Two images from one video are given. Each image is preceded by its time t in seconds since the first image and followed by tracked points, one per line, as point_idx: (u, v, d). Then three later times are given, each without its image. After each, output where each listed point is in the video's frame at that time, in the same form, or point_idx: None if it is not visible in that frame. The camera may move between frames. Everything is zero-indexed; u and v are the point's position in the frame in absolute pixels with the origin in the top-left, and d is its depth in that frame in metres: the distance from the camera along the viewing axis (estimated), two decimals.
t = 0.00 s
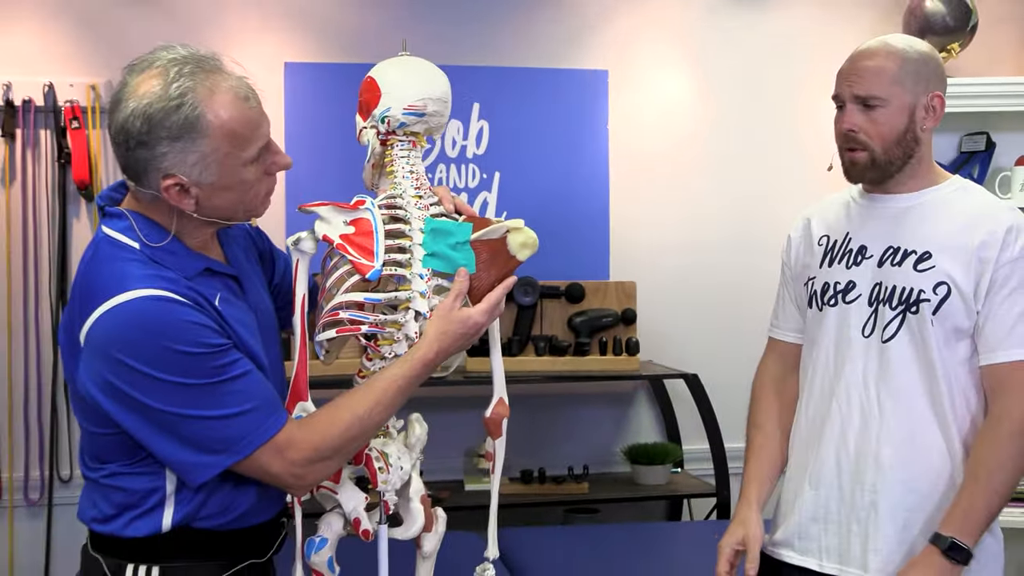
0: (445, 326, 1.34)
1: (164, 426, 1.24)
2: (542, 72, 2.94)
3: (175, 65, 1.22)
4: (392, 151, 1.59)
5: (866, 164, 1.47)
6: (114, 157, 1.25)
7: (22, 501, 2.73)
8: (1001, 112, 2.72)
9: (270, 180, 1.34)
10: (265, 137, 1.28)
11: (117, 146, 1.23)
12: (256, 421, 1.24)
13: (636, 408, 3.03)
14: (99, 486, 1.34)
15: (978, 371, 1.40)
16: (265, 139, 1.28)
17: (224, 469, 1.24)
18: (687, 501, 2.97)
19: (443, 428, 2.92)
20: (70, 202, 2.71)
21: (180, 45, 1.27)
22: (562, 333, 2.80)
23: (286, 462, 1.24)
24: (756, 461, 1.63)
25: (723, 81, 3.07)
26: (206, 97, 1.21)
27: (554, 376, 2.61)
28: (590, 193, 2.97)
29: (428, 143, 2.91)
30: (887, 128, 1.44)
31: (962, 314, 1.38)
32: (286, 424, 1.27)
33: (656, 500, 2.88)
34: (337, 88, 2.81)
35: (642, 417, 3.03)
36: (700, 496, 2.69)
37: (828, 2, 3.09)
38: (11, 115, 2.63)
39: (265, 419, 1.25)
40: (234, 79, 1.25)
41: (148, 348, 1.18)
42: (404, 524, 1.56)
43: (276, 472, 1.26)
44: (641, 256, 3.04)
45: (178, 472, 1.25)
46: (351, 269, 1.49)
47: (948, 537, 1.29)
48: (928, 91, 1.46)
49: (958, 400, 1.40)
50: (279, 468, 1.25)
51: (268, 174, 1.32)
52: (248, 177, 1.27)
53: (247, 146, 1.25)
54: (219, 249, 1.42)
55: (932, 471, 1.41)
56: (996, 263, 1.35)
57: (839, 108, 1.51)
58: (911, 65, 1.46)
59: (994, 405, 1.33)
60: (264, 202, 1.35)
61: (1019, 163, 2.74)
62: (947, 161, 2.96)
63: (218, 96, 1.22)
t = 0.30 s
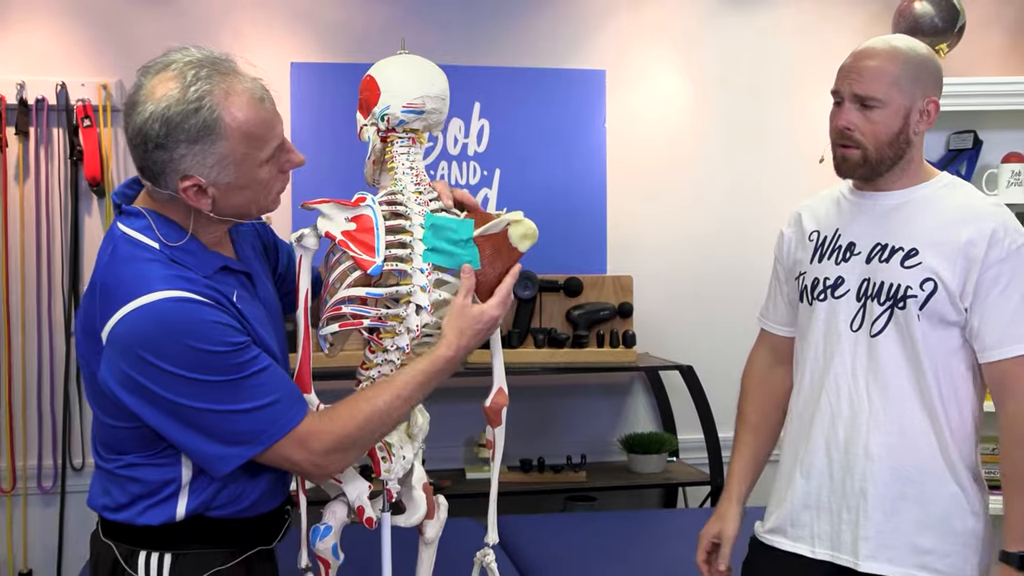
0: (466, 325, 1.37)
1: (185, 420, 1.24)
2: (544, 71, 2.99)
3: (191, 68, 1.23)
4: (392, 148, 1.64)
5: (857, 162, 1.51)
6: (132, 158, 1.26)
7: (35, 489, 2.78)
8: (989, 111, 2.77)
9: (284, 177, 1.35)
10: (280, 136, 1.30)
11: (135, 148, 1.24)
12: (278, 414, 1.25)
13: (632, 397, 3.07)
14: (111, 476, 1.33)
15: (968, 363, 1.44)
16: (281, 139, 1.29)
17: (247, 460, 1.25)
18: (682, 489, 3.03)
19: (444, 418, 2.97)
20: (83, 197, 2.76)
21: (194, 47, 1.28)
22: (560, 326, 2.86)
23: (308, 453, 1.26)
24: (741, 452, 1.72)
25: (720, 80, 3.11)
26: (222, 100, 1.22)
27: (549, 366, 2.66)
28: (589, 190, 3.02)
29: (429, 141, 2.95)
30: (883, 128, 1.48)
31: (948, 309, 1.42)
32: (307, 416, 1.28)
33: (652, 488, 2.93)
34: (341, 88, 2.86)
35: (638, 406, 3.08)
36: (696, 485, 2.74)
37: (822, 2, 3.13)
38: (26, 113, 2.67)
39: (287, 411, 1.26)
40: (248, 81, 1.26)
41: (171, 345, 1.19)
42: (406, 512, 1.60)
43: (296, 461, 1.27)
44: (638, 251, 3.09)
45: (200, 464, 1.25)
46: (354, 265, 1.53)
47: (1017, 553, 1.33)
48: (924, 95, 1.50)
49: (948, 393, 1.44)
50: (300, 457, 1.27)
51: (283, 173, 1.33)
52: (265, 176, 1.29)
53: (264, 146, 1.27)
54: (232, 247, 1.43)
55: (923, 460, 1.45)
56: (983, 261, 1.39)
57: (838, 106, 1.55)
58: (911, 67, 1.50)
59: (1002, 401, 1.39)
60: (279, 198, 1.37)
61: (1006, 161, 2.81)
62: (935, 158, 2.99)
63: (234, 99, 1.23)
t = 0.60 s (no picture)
0: (464, 318, 1.41)
1: (196, 419, 1.26)
2: (545, 69, 3.01)
3: (213, 80, 1.22)
4: (398, 145, 1.65)
5: (858, 159, 1.53)
6: (149, 165, 1.26)
7: (41, 482, 2.80)
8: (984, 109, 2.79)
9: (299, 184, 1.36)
10: (298, 147, 1.30)
11: (154, 158, 1.24)
12: (288, 413, 1.27)
13: (631, 391, 3.10)
14: (118, 471, 1.34)
15: (965, 362, 1.46)
16: (299, 150, 1.30)
17: (256, 458, 1.27)
18: (680, 483, 3.05)
19: (445, 413, 2.99)
20: (87, 194, 2.78)
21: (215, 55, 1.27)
22: (558, 321, 2.89)
23: (314, 451, 1.28)
24: (741, 443, 1.75)
25: (718, 79, 3.13)
26: (245, 115, 1.22)
27: (549, 361, 2.69)
28: (590, 188, 3.04)
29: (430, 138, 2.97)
30: (884, 128, 1.50)
31: (947, 308, 1.44)
32: (314, 416, 1.29)
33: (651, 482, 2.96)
34: (344, 86, 2.88)
35: (637, 400, 3.10)
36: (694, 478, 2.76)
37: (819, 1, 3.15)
38: (31, 111, 2.69)
39: (296, 410, 1.27)
40: (270, 93, 1.26)
41: (184, 346, 1.20)
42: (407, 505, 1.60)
43: (301, 460, 1.29)
44: (638, 248, 3.11)
45: (209, 461, 1.27)
46: (358, 260, 1.54)
47: (1001, 545, 1.34)
48: (926, 95, 1.52)
49: (945, 392, 1.46)
50: (306, 456, 1.29)
51: (298, 179, 1.34)
52: (282, 185, 1.30)
53: (283, 158, 1.27)
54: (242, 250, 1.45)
55: (919, 456, 1.47)
56: (982, 262, 1.41)
57: (840, 104, 1.57)
58: (914, 67, 1.51)
59: (992, 400, 1.40)
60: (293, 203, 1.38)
61: (1000, 158, 2.84)
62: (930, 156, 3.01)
63: (258, 114, 1.23)
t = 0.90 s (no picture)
0: (461, 313, 1.41)
1: (197, 418, 1.27)
2: (545, 70, 3.02)
3: (223, 89, 1.23)
4: (399, 145, 1.67)
5: (859, 159, 1.54)
6: (157, 171, 1.27)
7: (44, 479, 2.81)
8: (981, 109, 2.80)
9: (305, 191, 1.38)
10: (305, 155, 1.31)
11: (162, 164, 1.25)
12: (287, 412, 1.28)
13: (630, 390, 3.11)
14: (117, 468, 1.35)
15: (961, 360, 1.47)
16: (306, 158, 1.31)
17: (255, 457, 1.28)
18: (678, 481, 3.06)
19: (445, 412, 3.00)
20: (90, 193, 2.79)
21: (225, 64, 1.28)
22: (558, 320, 2.90)
23: (312, 451, 1.29)
24: (742, 437, 1.75)
25: (717, 80, 3.14)
26: (254, 124, 1.23)
27: (548, 360, 2.70)
28: (590, 187, 3.05)
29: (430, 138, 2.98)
30: (885, 128, 1.51)
31: (945, 305, 1.45)
32: (312, 416, 1.30)
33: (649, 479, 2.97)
34: (344, 87, 2.89)
35: (635, 399, 3.12)
36: (692, 476, 2.77)
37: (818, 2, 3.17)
38: (34, 111, 2.70)
39: (295, 410, 1.28)
40: (279, 102, 1.27)
41: (185, 346, 1.21)
42: (406, 502, 1.60)
43: (299, 459, 1.30)
44: (637, 247, 3.12)
45: (208, 460, 1.28)
46: (359, 259, 1.54)
47: (947, 530, 1.35)
48: (926, 95, 1.53)
49: (942, 388, 1.47)
50: (304, 455, 1.29)
51: (304, 185, 1.36)
52: (288, 192, 1.31)
53: (290, 166, 1.28)
54: (246, 254, 1.46)
55: (917, 453, 1.48)
56: (979, 259, 1.42)
57: (841, 105, 1.58)
58: (914, 68, 1.52)
59: (978, 395, 1.41)
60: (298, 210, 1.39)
61: (996, 158, 2.85)
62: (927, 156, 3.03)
63: (267, 124, 1.24)
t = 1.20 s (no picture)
0: (455, 310, 1.43)
1: (195, 416, 1.28)
2: (544, 70, 3.03)
3: (225, 94, 1.25)
4: (397, 145, 1.67)
5: (856, 157, 1.55)
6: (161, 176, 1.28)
7: (45, 477, 2.83)
8: (977, 109, 2.81)
9: (307, 194, 1.39)
10: (308, 158, 1.32)
11: (167, 168, 1.26)
12: (284, 410, 1.29)
13: (628, 388, 3.12)
14: (116, 464, 1.36)
15: (958, 357, 1.48)
16: (309, 161, 1.32)
17: (251, 455, 1.29)
18: (675, 478, 3.08)
19: (444, 410, 3.01)
20: (91, 193, 2.80)
21: (228, 69, 1.29)
22: (556, 318, 2.91)
23: (309, 450, 1.30)
24: (742, 436, 1.77)
25: (714, 80, 3.16)
26: (256, 128, 1.24)
27: (547, 358, 2.71)
28: (588, 186, 3.06)
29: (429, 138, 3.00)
30: (882, 126, 1.53)
31: (941, 302, 1.46)
32: (309, 414, 1.31)
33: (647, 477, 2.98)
34: (343, 87, 2.90)
35: (633, 397, 3.13)
36: (690, 472, 2.79)
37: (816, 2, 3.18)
38: (36, 111, 2.71)
39: (292, 408, 1.29)
40: (282, 107, 1.28)
41: (182, 344, 1.22)
42: (404, 499, 1.60)
43: (296, 458, 1.31)
44: (634, 246, 3.13)
45: (205, 457, 1.29)
46: (356, 257, 1.55)
47: (963, 534, 1.35)
48: (922, 94, 1.54)
49: (939, 385, 1.48)
50: (301, 454, 1.30)
51: (307, 188, 1.37)
52: (291, 196, 1.32)
53: (292, 170, 1.29)
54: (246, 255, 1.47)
55: (914, 450, 1.49)
56: (975, 257, 1.43)
57: (838, 104, 1.59)
58: (911, 67, 1.54)
59: (979, 391, 1.43)
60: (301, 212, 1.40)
61: (992, 157, 2.86)
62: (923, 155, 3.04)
63: (270, 130, 1.25)
